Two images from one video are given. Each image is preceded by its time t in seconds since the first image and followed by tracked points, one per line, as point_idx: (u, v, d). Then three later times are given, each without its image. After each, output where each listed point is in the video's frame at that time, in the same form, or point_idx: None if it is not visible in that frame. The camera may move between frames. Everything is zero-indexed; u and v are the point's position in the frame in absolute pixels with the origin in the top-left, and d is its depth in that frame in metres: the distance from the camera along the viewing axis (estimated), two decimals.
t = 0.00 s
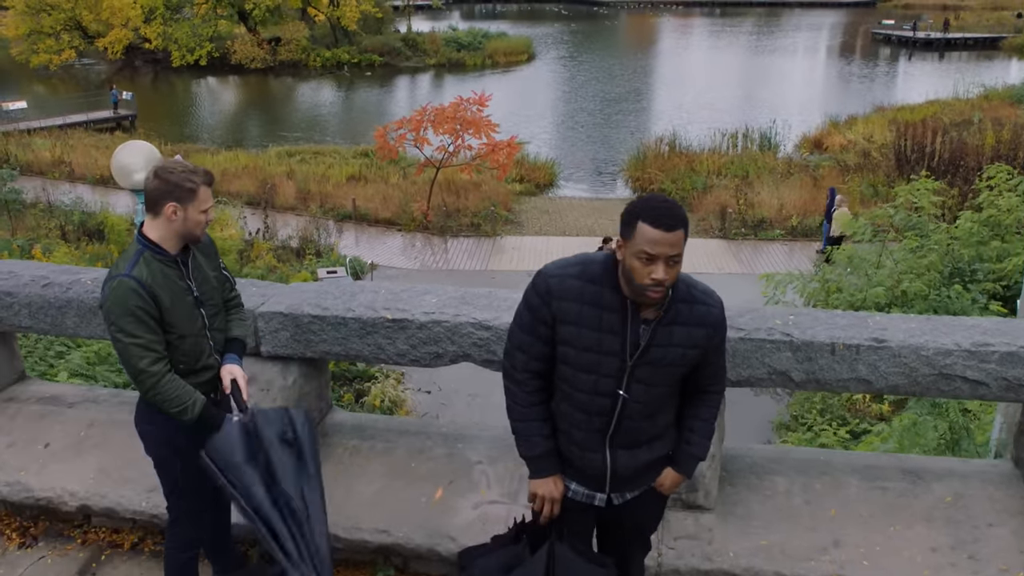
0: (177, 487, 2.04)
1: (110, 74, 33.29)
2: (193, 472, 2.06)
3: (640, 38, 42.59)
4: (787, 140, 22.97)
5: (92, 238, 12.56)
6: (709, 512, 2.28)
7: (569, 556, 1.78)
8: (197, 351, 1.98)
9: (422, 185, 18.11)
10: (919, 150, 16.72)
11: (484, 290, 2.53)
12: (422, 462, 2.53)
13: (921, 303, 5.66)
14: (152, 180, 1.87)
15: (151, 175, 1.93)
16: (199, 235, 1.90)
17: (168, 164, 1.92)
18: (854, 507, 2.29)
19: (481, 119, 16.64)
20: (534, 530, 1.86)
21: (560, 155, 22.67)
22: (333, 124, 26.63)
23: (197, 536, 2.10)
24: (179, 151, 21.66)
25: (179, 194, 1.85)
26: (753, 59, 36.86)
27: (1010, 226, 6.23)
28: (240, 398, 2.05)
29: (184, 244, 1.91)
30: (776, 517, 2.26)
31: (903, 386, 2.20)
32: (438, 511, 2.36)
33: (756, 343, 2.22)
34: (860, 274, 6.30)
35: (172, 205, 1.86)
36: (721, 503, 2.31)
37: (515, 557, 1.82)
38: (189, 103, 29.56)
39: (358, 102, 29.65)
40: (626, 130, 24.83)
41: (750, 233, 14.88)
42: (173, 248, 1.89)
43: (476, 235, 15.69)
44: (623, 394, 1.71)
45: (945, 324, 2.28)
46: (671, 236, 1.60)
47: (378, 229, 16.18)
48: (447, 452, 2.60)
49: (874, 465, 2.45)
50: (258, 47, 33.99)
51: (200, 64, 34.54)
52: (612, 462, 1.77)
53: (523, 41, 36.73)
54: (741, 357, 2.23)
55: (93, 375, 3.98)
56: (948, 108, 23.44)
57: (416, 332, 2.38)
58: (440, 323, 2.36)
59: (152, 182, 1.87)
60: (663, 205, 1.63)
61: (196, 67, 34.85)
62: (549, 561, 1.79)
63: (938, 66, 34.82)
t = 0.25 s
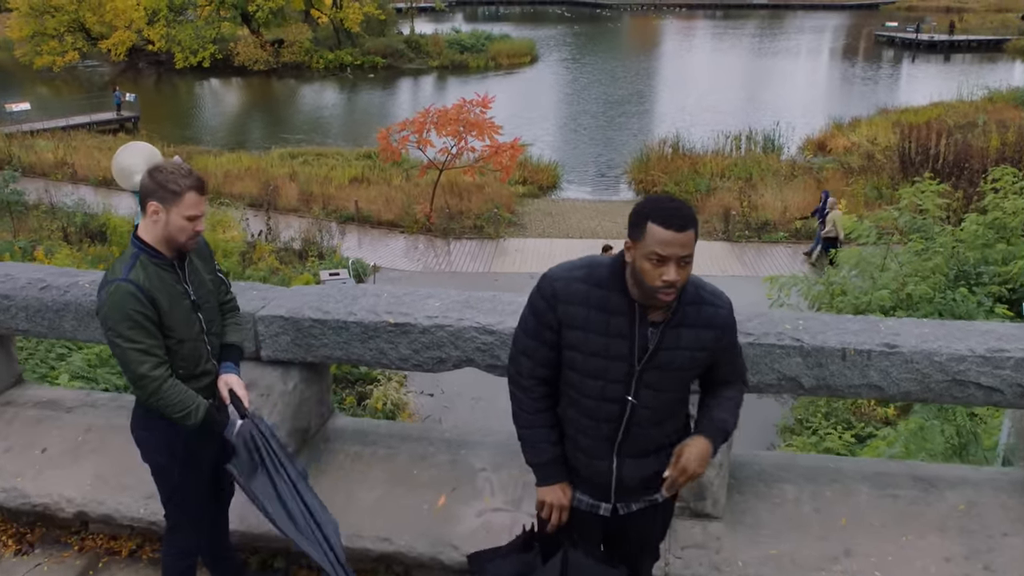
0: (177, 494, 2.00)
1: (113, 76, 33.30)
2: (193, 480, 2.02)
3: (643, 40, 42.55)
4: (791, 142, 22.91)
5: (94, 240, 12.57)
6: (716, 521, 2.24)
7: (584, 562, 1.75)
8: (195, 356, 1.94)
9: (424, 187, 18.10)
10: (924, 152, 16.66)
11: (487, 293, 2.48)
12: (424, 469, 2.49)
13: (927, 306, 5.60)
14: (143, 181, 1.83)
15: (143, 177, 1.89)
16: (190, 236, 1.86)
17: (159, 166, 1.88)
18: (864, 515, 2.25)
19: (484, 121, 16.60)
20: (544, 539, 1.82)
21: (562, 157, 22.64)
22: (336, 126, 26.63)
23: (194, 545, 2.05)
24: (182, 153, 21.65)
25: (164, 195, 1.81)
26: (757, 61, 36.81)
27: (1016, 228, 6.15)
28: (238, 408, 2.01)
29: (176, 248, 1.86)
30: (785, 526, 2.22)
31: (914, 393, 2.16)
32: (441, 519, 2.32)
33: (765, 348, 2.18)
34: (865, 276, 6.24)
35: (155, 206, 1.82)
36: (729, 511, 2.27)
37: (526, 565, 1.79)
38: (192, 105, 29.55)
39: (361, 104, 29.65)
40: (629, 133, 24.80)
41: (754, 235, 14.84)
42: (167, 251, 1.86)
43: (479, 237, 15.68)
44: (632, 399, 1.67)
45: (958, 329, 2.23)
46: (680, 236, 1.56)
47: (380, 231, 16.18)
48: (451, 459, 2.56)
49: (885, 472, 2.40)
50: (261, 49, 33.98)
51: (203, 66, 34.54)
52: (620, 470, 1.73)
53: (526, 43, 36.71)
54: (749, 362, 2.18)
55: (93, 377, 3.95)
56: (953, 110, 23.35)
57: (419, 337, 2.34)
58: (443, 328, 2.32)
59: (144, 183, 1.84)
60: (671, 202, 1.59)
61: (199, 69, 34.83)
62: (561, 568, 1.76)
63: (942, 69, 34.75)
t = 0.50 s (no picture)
0: (171, 502, 1.94)
1: (117, 76, 33.29)
2: (187, 488, 1.97)
3: (647, 40, 42.45)
4: (796, 142, 22.83)
5: (96, 239, 12.55)
6: (725, 530, 2.19)
7: None
8: (191, 360, 1.89)
9: (428, 188, 18.06)
10: (929, 153, 16.56)
11: (491, 296, 2.43)
12: (427, 476, 2.44)
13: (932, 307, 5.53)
14: (139, 182, 1.80)
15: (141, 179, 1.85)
16: (184, 240, 1.81)
17: (156, 165, 1.84)
18: (875, 524, 2.20)
19: (487, 121, 16.54)
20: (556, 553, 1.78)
21: (565, 157, 22.60)
22: (339, 126, 26.60)
23: (188, 555, 2.00)
24: (185, 153, 21.63)
25: (157, 195, 1.77)
26: (760, 62, 36.72)
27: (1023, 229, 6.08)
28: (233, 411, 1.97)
29: (172, 251, 1.82)
30: (795, 536, 2.17)
31: (929, 400, 2.11)
32: (443, 528, 2.27)
33: (775, 354, 2.13)
34: (870, 278, 6.17)
35: (148, 206, 1.78)
36: (738, 520, 2.22)
37: None
38: (195, 104, 29.54)
39: (364, 103, 29.63)
40: (633, 133, 24.74)
41: (758, 236, 14.79)
42: (162, 254, 1.82)
43: (482, 238, 15.68)
44: (644, 399, 1.62)
45: (972, 334, 2.17)
46: (686, 234, 1.52)
47: (383, 231, 16.16)
48: (453, 466, 2.51)
49: (897, 481, 2.35)
50: (264, 49, 33.96)
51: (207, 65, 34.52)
52: (633, 477, 1.67)
53: (529, 43, 36.65)
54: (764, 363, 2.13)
55: (94, 379, 3.91)
56: (958, 111, 23.25)
57: (421, 342, 2.29)
58: (445, 332, 2.27)
59: (137, 183, 1.80)
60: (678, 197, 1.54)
61: (203, 68, 34.81)
62: None
63: (947, 69, 34.62)
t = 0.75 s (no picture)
0: (162, 513, 1.90)
1: (120, 72, 33.25)
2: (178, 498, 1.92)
3: (651, 37, 42.31)
4: (800, 140, 22.72)
5: (98, 236, 12.51)
6: (734, 542, 2.14)
7: None
8: (181, 367, 1.82)
9: (431, 185, 18.02)
10: (935, 151, 16.46)
11: (493, 300, 2.37)
12: (427, 484, 2.39)
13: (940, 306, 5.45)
14: (134, 181, 1.74)
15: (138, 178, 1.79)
16: (179, 243, 1.75)
17: (156, 165, 1.78)
18: (888, 535, 2.14)
19: (491, 118, 16.46)
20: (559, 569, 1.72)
21: (569, 154, 22.53)
22: (343, 123, 26.53)
23: (180, 567, 1.96)
24: (188, 150, 21.60)
25: (153, 197, 1.70)
26: (764, 59, 36.58)
27: None
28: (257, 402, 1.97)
29: (166, 254, 1.75)
30: (806, 547, 2.11)
31: (944, 409, 2.05)
32: (445, 538, 2.21)
33: (786, 362, 2.07)
34: (876, 276, 6.09)
35: (143, 206, 1.71)
36: (746, 531, 2.16)
37: None
38: (199, 101, 29.49)
39: (368, 100, 29.57)
40: (637, 130, 24.65)
41: (763, 234, 14.72)
42: (155, 256, 1.75)
43: (486, 236, 15.66)
44: (654, 405, 1.56)
45: (989, 341, 2.11)
46: (695, 237, 1.45)
47: (386, 228, 16.14)
48: (454, 474, 2.45)
49: (909, 490, 2.29)
50: (267, 46, 33.89)
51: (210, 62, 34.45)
52: (644, 488, 1.61)
53: (533, 40, 36.54)
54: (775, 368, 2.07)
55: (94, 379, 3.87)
56: (964, 109, 23.12)
57: (421, 347, 2.23)
58: (446, 337, 2.21)
59: (134, 182, 1.74)
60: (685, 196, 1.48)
61: (206, 65, 34.74)
62: None
63: (952, 66, 34.46)
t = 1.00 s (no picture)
0: (150, 528, 1.83)
1: (125, 67, 33.22)
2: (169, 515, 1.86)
3: (656, 32, 42.13)
4: (807, 135, 22.59)
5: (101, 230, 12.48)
6: (743, 556, 2.07)
7: None
8: (166, 376, 1.73)
9: (435, 180, 17.96)
10: (942, 146, 16.33)
11: (496, 304, 2.30)
12: (427, 494, 2.31)
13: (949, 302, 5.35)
14: (128, 182, 1.67)
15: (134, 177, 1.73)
16: (171, 249, 1.69)
17: (153, 167, 1.72)
18: (902, 550, 2.07)
19: (495, 113, 16.37)
20: None
21: (574, 149, 22.42)
22: (348, 117, 26.46)
23: None
24: (193, 144, 21.55)
25: (148, 200, 1.64)
26: (770, 53, 36.40)
27: None
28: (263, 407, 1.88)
29: (156, 261, 1.69)
30: (817, 563, 2.05)
31: (962, 419, 1.97)
32: (446, 550, 2.15)
33: (798, 369, 2.00)
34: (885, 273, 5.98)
35: (136, 210, 1.65)
36: (757, 545, 2.10)
37: None
38: (204, 96, 29.44)
39: (372, 94, 29.50)
40: (642, 125, 24.55)
41: (770, 230, 14.65)
42: (144, 262, 1.69)
43: (491, 231, 15.64)
44: (664, 421, 1.49)
45: (1010, 350, 2.04)
46: (705, 246, 1.38)
47: (390, 224, 16.10)
48: (455, 483, 2.37)
49: (925, 502, 2.21)
50: (272, 40, 33.79)
51: (215, 57, 34.39)
52: (655, 508, 1.54)
53: (538, 34, 36.41)
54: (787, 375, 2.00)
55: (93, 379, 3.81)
56: (971, 104, 22.97)
57: (421, 353, 2.17)
58: (446, 344, 2.14)
59: (128, 185, 1.67)
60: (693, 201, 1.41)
61: (210, 59, 34.66)
62: None
63: (960, 61, 34.26)
